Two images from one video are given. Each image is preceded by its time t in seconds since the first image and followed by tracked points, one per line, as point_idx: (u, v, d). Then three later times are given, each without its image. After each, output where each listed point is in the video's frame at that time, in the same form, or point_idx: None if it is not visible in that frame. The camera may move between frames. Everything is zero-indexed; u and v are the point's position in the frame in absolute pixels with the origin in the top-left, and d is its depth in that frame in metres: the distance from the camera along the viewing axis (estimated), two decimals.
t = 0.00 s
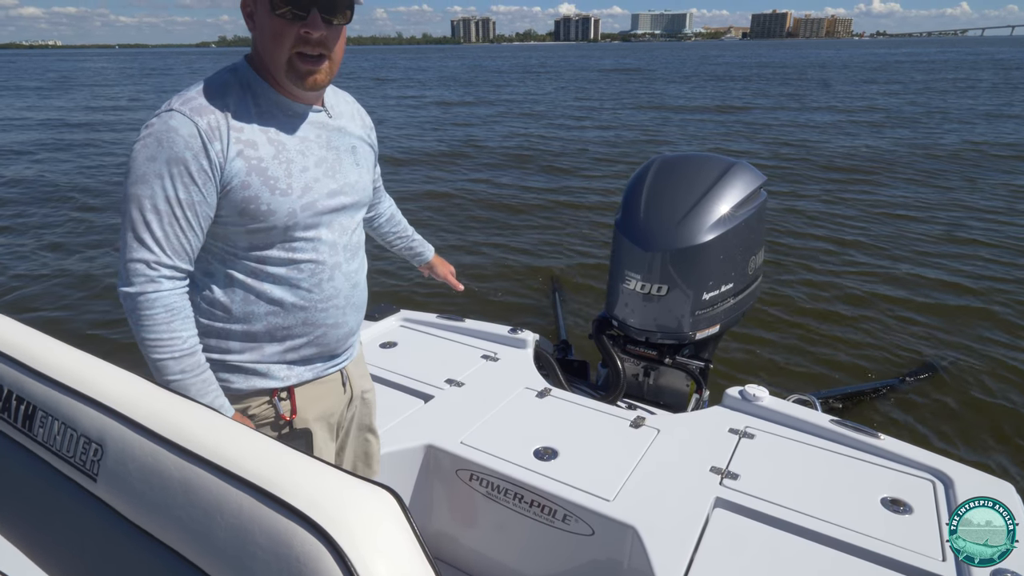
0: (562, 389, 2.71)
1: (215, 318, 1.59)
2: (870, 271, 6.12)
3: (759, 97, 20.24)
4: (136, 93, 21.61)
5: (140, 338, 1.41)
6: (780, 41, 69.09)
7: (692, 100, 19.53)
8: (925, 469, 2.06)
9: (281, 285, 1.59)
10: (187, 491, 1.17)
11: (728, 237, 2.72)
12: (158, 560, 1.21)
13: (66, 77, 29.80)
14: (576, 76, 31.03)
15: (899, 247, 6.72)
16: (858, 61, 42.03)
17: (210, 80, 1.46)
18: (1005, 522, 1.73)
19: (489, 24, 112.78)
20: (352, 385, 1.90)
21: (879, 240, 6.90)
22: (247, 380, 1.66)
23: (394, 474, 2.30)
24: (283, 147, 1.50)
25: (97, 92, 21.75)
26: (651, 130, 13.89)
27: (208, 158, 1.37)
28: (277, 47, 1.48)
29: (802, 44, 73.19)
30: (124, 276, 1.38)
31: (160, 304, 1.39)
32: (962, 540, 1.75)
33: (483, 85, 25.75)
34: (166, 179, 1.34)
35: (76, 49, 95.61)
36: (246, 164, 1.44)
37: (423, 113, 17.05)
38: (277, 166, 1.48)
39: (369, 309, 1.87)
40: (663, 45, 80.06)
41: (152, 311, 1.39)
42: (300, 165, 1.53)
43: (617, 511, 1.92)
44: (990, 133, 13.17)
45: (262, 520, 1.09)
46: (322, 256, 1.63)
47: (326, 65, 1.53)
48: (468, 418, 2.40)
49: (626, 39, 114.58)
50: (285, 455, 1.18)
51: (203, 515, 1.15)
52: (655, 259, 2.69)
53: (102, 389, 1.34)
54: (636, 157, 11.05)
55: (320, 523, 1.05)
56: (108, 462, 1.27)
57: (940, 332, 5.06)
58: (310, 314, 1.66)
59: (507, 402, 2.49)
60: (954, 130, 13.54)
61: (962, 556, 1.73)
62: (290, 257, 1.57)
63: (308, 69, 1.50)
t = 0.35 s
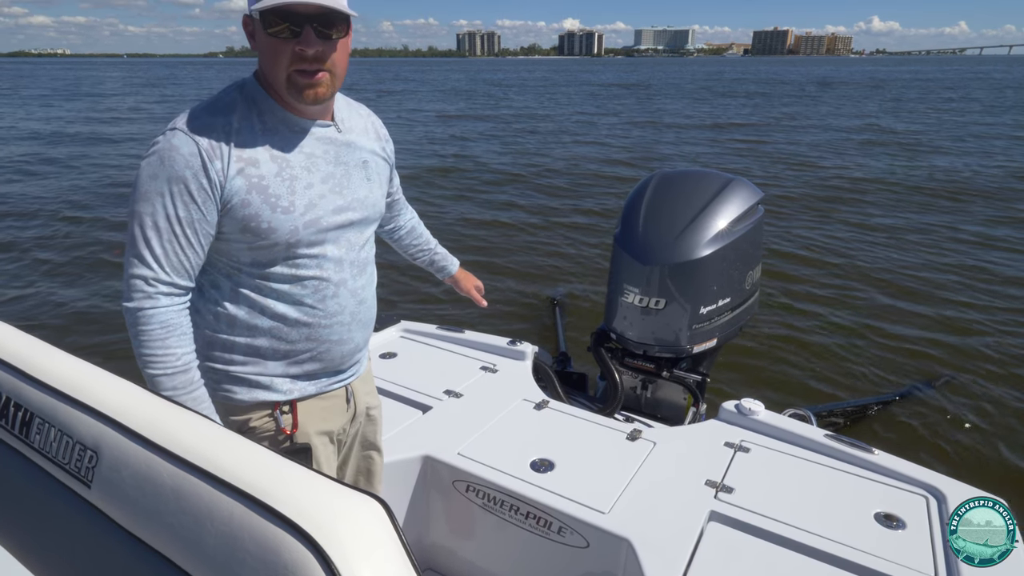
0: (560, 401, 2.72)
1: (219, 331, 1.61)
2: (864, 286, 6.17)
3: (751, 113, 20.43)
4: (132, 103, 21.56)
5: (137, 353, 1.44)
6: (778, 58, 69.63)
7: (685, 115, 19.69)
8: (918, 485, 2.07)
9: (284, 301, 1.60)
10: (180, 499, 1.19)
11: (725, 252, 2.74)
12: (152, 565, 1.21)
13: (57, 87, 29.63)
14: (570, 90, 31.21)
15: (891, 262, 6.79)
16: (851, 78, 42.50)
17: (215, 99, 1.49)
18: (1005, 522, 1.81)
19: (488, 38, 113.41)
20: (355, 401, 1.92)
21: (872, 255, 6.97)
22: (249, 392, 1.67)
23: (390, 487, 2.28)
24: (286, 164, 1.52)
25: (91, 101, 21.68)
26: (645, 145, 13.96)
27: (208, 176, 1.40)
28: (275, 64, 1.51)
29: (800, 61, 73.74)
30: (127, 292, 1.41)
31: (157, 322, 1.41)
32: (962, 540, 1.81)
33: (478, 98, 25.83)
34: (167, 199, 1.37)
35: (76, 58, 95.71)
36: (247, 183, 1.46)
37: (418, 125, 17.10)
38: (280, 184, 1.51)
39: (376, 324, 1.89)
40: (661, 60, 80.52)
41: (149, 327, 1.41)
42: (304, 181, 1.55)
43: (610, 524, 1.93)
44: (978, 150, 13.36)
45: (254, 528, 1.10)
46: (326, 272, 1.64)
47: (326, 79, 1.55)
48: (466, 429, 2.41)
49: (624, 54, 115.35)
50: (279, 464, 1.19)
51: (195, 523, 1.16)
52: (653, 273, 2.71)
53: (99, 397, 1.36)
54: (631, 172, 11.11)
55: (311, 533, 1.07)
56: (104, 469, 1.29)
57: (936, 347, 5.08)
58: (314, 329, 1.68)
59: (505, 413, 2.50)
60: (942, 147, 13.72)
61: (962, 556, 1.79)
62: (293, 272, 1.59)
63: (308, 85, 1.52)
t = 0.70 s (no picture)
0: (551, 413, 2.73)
1: (213, 344, 1.62)
2: (853, 299, 6.22)
3: (739, 126, 20.59)
4: (119, 113, 21.44)
5: (134, 365, 1.45)
6: (767, 71, 70.46)
7: (674, 128, 19.79)
8: (903, 495, 2.09)
9: (279, 315, 1.62)
10: (165, 505, 1.20)
11: (715, 265, 2.78)
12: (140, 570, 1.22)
13: (41, 96, 29.24)
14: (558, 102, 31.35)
15: (877, 274, 6.87)
16: (837, 92, 42.95)
17: (214, 114, 1.52)
18: (1005, 522, 1.81)
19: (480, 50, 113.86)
20: (350, 416, 1.93)
21: (860, 267, 7.04)
22: (241, 405, 1.69)
23: (382, 499, 2.28)
24: (284, 180, 1.54)
25: (78, 112, 21.54)
26: (634, 158, 14.02)
27: (204, 192, 1.42)
28: (273, 81, 1.53)
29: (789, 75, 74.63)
30: (122, 306, 1.43)
31: (155, 335, 1.43)
32: (962, 540, 1.86)
33: (467, 110, 25.85)
34: (163, 213, 1.39)
35: (57, 68, 94.54)
36: (242, 199, 1.48)
37: (408, 137, 17.08)
38: (276, 199, 1.53)
39: (371, 339, 1.90)
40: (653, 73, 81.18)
41: (146, 340, 1.43)
42: (302, 198, 1.57)
43: (598, 534, 1.94)
44: (962, 164, 13.55)
45: (237, 533, 1.11)
46: (322, 287, 1.66)
47: (323, 97, 1.57)
48: (457, 440, 2.43)
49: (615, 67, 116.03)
50: (264, 470, 1.21)
51: (181, 528, 1.17)
52: (643, 285, 2.74)
53: (87, 405, 1.37)
54: (621, 184, 11.15)
55: (294, 535, 1.08)
56: (90, 476, 1.30)
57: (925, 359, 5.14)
58: (308, 344, 1.70)
59: (495, 425, 2.52)
60: (926, 160, 13.90)
61: (962, 556, 1.84)
62: (289, 287, 1.60)
63: (305, 103, 1.55)
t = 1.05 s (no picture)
0: (547, 416, 2.75)
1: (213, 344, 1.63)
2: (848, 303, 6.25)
3: (733, 130, 20.64)
4: (112, 118, 21.42)
5: (181, 351, 1.43)
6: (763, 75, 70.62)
7: (669, 132, 19.81)
8: (895, 497, 2.11)
9: (279, 316, 1.64)
10: (163, 498, 1.21)
11: (710, 269, 2.80)
12: (138, 564, 1.24)
13: (31, 99, 28.96)
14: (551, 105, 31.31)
15: (871, 277, 6.91)
16: (832, 95, 43.18)
17: (216, 118, 1.55)
18: (1005, 522, 1.87)
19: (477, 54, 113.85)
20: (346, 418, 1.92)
21: (854, 271, 7.09)
22: (241, 405, 1.71)
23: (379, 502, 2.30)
24: (283, 184, 1.56)
25: (72, 116, 21.53)
26: (629, 162, 14.02)
27: (211, 191, 1.45)
28: (272, 85, 1.56)
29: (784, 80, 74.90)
30: (134, 310, 1.41)
31: (184, 315, 1.42)
32: (962, 540, 1.89)
33: (461, 114, 25.81)
34: (170, 215, 1.41)
35: (54, 72, 94.58)
36: (244, 201, 1.50)
37: (403, 141, 17.03)
38: (277, 202, 1.55)
39: (368, 343, 1.92)
40: (649, 78, 81.51)
41: (177, 326, 1.41)
42: (301, 201, 1.59)
43: (594, 535, 1.96)
44: (954, 168, 13.63)
45: (230, 525, 1.13)
46: (321, 290, 1.68)
47: (322, 102, 1.60)
48: (452, 443, 2.44)
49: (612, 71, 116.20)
50: (260, 465, 1.22)
51: (177, 521, 1.19)
52: (638, 289, 2.76)
53: (87, 403, 1.39)
54: (617, 189, 11.15)
55: (287, 526, 1.10)
56: (90, 472, 1.31)
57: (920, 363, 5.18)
58: (306, 346, 1.71)
59: (491, 428, 2.53)
60: (919, 165, 13.97)
61: (963, 556, 1.87)
62: (288, 290, 1.62)
63: (304, 108, 1.57)
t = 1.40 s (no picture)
0: (543, 412, 2.75)
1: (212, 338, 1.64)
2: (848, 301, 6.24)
3: (733, 127, 20.61)
4: (111, 112, 21.38)
5: (214, 342, 1.47)
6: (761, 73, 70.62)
7: (669, 129, 19.76)
8: (890, 493, 2.12)
9: (276, 312, 1.64)
10: (154, 492, 1.21)
11: (707, 265, 2.80)
12: (130, 559, 1.23)
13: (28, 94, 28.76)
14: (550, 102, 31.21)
15: (871, 275, 6.90)
16: (830, 93, 43.16)
17: (212, 111, 1.55)
18: (1005, 522, 1.85)
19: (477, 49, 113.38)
20: (343, 412, 1.92)
21: (852, 268, 7.10)
22: (235, 400, 1.71)
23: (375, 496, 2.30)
24: (278, 177, 1.56)
25: (70, 110, 21.48)
26: (629, 159, 13.98)
27: (217, 181, 1.46)
28: (268, 74, 1.56)
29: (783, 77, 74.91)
30: (159, 308, 1.42)
31: (214, 308, 1.46)
32: (962, 540, 1.88)
33: (460, 110, 25.73)
34: (178, 209, 1.41)
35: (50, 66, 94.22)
36: (241, 195, 1.50)
37: (402, 137, 17.00)
38: (272, 195, 1.54)
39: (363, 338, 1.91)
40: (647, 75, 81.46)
41: (209, 319, 1.45)
42: (296, 194, 1.58)
43: (589, 531, 1.97)
44: (955, 166, 13.61)
45: (221, 518, 1.13)
46: (316, 286, 1.67)
47: (320, 86, 1.59)
48: (449, 438, 2.44)
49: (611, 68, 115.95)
50: (253, 459, 1.22)
51: (168, 515, 1.19)
52: (636, 285, 2.76)
53: (79, 397, 1.38)
54: (617, 185, 11.12)
55: (278, 520, 1.10)
56: (82, 465, 1.31)
57: (917, 361, 5.18)
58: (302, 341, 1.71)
59: (488, 423, 2.53)
60: (919, 163, 13.96)
61: (963, 556, 1.87)
62: (284, 285, 1.62)
63: (302, 93, 1.57)
